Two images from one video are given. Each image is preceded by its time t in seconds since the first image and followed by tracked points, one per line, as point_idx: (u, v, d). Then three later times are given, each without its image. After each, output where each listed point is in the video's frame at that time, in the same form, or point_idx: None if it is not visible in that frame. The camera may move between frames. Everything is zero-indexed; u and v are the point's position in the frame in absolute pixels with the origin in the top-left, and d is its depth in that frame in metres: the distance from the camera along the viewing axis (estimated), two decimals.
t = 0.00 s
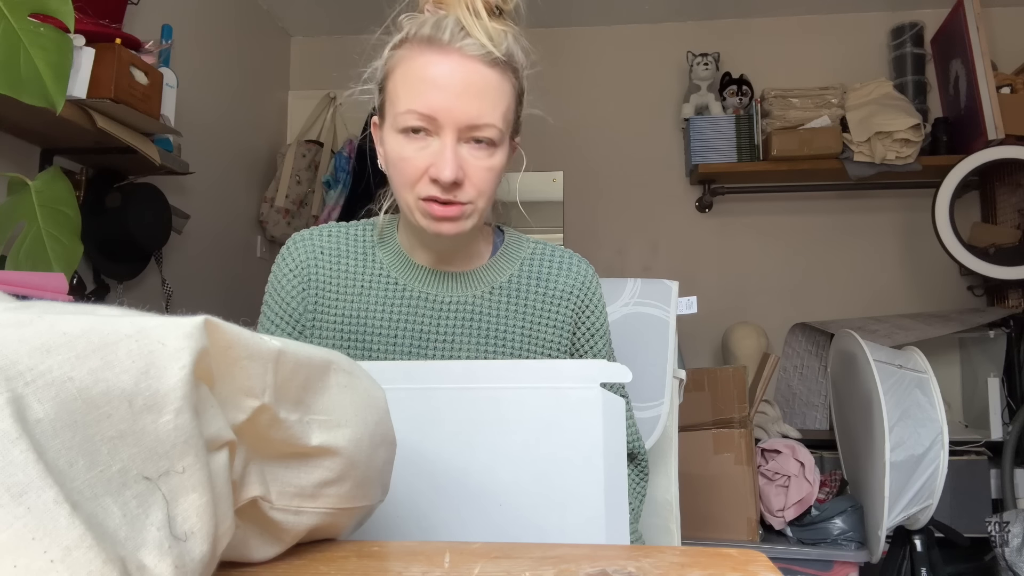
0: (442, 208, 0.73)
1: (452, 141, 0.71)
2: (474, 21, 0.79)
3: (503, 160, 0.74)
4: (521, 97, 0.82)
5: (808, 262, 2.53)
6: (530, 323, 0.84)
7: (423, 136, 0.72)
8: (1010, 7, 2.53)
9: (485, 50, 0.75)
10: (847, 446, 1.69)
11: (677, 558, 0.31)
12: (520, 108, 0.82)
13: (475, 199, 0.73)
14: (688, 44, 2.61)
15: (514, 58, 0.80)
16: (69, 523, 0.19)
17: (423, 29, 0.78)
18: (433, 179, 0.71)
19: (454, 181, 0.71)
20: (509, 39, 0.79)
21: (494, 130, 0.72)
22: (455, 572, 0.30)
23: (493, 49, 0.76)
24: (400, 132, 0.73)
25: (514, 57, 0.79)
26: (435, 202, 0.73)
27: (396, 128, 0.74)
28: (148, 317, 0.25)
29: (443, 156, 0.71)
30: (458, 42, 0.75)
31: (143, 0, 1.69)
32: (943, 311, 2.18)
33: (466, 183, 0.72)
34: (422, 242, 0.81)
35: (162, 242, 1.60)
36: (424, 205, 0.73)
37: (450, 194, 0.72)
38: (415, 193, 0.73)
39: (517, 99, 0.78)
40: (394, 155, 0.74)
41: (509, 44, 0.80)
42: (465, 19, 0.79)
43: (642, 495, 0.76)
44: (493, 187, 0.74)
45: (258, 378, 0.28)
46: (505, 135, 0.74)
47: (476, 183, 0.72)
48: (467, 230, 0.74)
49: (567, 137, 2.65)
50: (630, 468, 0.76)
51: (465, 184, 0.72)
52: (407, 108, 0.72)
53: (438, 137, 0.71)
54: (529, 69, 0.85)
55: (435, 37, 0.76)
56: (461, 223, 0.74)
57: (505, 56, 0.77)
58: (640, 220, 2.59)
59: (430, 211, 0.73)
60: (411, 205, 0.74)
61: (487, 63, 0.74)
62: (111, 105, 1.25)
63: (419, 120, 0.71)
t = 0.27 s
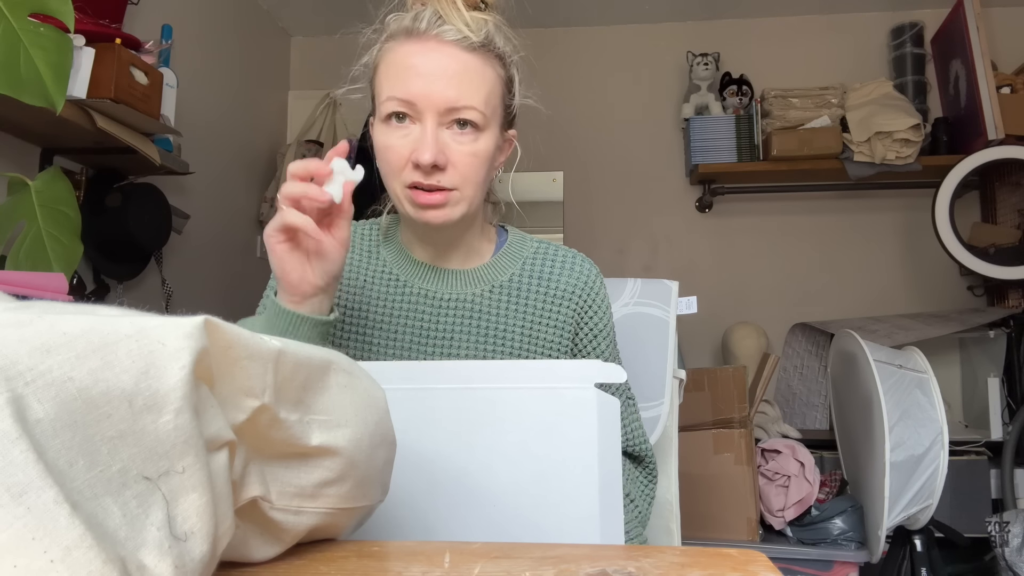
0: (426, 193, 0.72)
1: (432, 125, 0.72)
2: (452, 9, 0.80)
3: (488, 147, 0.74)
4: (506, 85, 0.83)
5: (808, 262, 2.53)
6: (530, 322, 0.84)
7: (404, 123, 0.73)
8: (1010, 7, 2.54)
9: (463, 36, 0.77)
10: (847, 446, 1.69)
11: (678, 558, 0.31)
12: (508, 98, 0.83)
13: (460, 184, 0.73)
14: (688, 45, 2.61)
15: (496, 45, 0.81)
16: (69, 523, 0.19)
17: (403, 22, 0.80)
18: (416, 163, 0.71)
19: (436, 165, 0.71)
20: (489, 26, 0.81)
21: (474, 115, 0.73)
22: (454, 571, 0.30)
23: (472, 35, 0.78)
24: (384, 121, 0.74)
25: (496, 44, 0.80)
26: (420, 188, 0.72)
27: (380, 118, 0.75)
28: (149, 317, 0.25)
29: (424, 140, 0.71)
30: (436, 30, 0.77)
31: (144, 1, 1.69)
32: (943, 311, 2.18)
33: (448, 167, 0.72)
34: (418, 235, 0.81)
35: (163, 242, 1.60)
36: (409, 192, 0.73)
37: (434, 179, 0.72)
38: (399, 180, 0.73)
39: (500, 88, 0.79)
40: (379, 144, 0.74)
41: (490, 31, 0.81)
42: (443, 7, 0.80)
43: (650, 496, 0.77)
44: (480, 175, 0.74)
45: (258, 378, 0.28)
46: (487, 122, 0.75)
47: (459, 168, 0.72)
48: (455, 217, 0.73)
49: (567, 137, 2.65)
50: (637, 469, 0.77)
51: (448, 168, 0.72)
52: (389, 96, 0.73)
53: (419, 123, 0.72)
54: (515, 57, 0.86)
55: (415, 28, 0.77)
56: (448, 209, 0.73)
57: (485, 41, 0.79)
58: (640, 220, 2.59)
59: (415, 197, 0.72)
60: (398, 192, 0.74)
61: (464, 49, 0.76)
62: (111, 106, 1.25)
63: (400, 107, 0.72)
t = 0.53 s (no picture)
0: (424, 200, 0.72)
1: (427, 134, 0.71)
2: (446, 14, 0.79)
3: (484, 153, 0.74)
4: (504, 87, 0.81)
5: (808, 262, 2.53)
6: (533, 323, 0.84)
7: (399, 131, 0.72)
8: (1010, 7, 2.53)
9: (456, 42, 0.76)
10: (847, 446, 1.69)
11: (678, 558, 0.31)
12: (505, 100, 0.82)
13: (457, 190, 0.73)
14: (688, 45, 2.61)
15: (491, 49, 0.80)
16: (69, 523, 0.19)
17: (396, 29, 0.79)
18: (412, 173, 0.71)
19: (432, 174, 0.70)
20: (483, 30, 0.80)
21: (469, 122, 0.72)
22: (455, 571, 0.30)
23: (465, 40, 0.76)
24: (379, 129, 0.73)
25: (491, 46, 0.80)
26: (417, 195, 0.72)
27: (375, 125, 0.74)
28: (148, 317, 0.25)
29: (419, 149, 0.70)
30: (430, 36, 0.76)
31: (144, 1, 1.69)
32: (943, 311, 2.18)
33: (445, 175, 0.71)
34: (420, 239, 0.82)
35: (163, 242, 1.60)
36: (407, 199, 0.73)
37: (431, 187, 0.72)
38: (397, 187, 0.73)
39: (496, 92, 0.78)
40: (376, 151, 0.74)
41: (485, 35, 0.80)
42: (437, 13, 0.79)
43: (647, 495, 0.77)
44: (477, 180, 0.74)
45: (258, 378, 0.28)
46: (483, 128, 0.74)
47: (456, 175, 0.72)
48: (453, 222, 0.73)
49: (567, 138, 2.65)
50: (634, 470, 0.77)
51: (444, 175, 0.72)
52: (384, 104, 0.72)
53: (415, 131, 0.71)
54: (513, 58, 0.85)
55: (408, 34, 0.77)
56: (446, 215, 0.73)
57: (479, 46, 0.78)
58: (640, 221, 2.60)
59: (413, 204, 0.72)
60: (396, 199, 0.74)
61: (457, 55, 0.75)
62: (111, 105, 1.25)
63: (395, 115, 0.71)
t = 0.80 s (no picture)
0: (422, 222, 0.75)
1: (421, 160, 0.71)
2: (434, 35, 0.76)
3: (480, 173, 0.74)
4: (501, 101, 0.79)
5: (808, 262, 2.53)
6: (539, 327, 0.84)
7: (395, 155, 0.72)
8: (1010, 7, 2.53)
9: (444, 67, 0.73)
10: (847, 446, 1.69)
11: (678, 558, 0.31)
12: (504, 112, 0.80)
13: (455, 211, 0.74)
14: (688, 45, 2.61)
15: (483, 68, 0.77)
16: (69, 523, 0.19)
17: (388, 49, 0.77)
18: (407, 199, 0.72)
19: (426, 201, 0.72)
20: (473, 48, 0.77)
21: (462, 147, 0.71)
22: (454, 572, 0.30)
23: (453, 64, 0.73)
24: (376, 150, 0.74)
25: (483, 59, 0.77)
26: (416, 218, 0.75)
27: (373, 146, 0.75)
28: (147, 317, 0.25)
29: (412, 177, 0.71)
30: (419, 57, 0.74)
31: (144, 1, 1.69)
32: (943, 311, 2.18)
33: (440, 199, 0.73)
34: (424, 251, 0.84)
35: (163, 242, 1.60)
36: (407, 220, 0.75)
37: (428, 211, 0.73)
38: (397, 208, 0.75)
39: (492, 109, 0.76)
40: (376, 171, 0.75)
41: (475, 54, 0.77)
42: (424, 33, 0.76)
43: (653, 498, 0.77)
44: (474, 199, 0.75)
45: (258, 378, 0.28)
46: (478, 149, 0.73)
47: (452, 198, 0.73)
48: (452, 239, 0.76)
49: (567, 138, 2.65)
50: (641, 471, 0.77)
51: (440, 199, 0.73)
52: (377, 129, 0.72)
53: (408, 156, 0.71)
54: (511, 63, 0.83)
55: (399, 55, 0.76)
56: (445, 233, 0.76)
57: (468, 68, 0.75)
58: (640, 220, 2.60)
59: (413, 226, 0.75)
60: (399, 217, 0.77)
61: (447, 77, 0.72)
62: (111, 105, 1.25)
63: (387, 142, 0.71)
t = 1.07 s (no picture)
0: (422, 226, 0.75)
1: (419, 166, 0.71)
2: (431, 40, 0.76)
3: (479, 178, 0.74)
4: (500, 105, 0.79)
5: (808, 262, 2.53)
6: (535, 322, 0.83)
7: (394, 159, 0.73)
8: (1010, 7, 2.53)
9: (441, 73, 0.73)
10: (847, 446, 1.69)
11: (677, 558, 0.31)
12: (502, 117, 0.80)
13: (454, 215, 0.74)
14: (688, 44, 2.61)
15: (480, 74, 0.77)
16: (69, 523, 0.19)
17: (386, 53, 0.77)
18: (407, 203, 0.72)
19: (425, 205, 0.72)
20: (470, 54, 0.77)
21: (461, 153, 0.71)
22: (454, 572, 0.30)
23: (450, 70, 0.73)
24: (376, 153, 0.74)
25: (482, 65, 0.77)
26: (416, 221, 0.75)
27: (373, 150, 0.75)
28: (147, 317, 0.25)
29: (411, 182, 0.71)
30: (418, 62, 0.74)
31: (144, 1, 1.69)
32: (943, 311, 2.18)
33: (439, 203, 0.73)
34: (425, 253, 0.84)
35: (163, 242, 1.60)
36: (407, 223, 0.76)
37: (426, 215, 0.74)
38: (397, 211, 0.75)
39: (491, 113, 0.75)
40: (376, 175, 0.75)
41: (472, 59, 0.77)
42: (422, 38, 0.76)
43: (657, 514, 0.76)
44: (473, 203, 0.75)
45: (258, 378, 0.28)
46: (476, 154, 0.73)
47: (451, 202, 0.73)
48: (452, 243, 0.76)
49: (567, 138, 2.65)
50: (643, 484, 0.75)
51: (439, 203, 0.73)
52: (376, 133, 0.72)
53: (407, 161, 0.71)
54: (510, 68, 0.83)
55: (397, 60, 0.75)
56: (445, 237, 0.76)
57: (466, 74, 0.74)
58: (640, 220, 2.60)
59: (413, 229, 0.75)
60: (399, 219, 0.77)
61: (445, 83, 0.72)
62: (111, 105, 1.25)
63: (386, 147, 0.71)
